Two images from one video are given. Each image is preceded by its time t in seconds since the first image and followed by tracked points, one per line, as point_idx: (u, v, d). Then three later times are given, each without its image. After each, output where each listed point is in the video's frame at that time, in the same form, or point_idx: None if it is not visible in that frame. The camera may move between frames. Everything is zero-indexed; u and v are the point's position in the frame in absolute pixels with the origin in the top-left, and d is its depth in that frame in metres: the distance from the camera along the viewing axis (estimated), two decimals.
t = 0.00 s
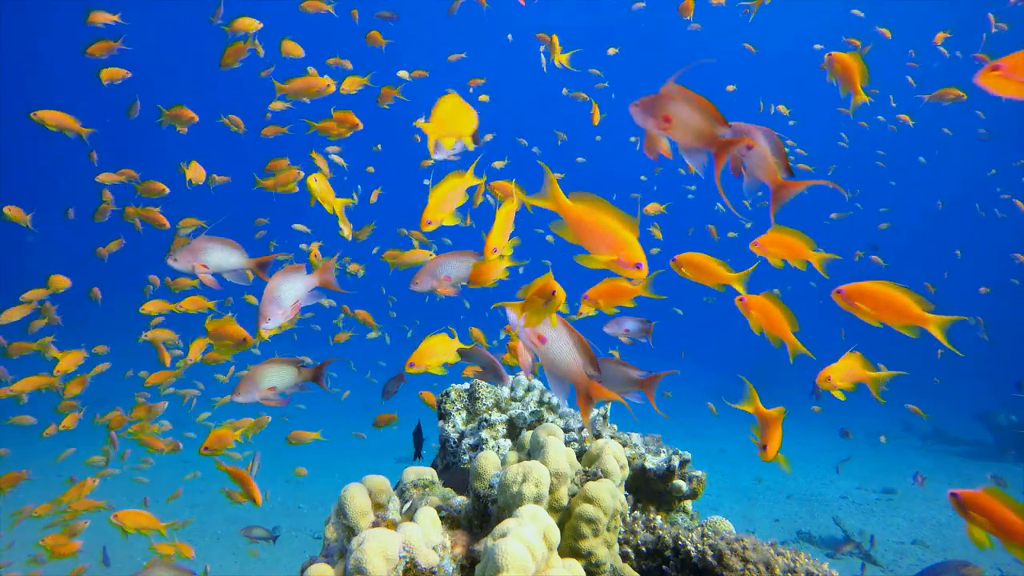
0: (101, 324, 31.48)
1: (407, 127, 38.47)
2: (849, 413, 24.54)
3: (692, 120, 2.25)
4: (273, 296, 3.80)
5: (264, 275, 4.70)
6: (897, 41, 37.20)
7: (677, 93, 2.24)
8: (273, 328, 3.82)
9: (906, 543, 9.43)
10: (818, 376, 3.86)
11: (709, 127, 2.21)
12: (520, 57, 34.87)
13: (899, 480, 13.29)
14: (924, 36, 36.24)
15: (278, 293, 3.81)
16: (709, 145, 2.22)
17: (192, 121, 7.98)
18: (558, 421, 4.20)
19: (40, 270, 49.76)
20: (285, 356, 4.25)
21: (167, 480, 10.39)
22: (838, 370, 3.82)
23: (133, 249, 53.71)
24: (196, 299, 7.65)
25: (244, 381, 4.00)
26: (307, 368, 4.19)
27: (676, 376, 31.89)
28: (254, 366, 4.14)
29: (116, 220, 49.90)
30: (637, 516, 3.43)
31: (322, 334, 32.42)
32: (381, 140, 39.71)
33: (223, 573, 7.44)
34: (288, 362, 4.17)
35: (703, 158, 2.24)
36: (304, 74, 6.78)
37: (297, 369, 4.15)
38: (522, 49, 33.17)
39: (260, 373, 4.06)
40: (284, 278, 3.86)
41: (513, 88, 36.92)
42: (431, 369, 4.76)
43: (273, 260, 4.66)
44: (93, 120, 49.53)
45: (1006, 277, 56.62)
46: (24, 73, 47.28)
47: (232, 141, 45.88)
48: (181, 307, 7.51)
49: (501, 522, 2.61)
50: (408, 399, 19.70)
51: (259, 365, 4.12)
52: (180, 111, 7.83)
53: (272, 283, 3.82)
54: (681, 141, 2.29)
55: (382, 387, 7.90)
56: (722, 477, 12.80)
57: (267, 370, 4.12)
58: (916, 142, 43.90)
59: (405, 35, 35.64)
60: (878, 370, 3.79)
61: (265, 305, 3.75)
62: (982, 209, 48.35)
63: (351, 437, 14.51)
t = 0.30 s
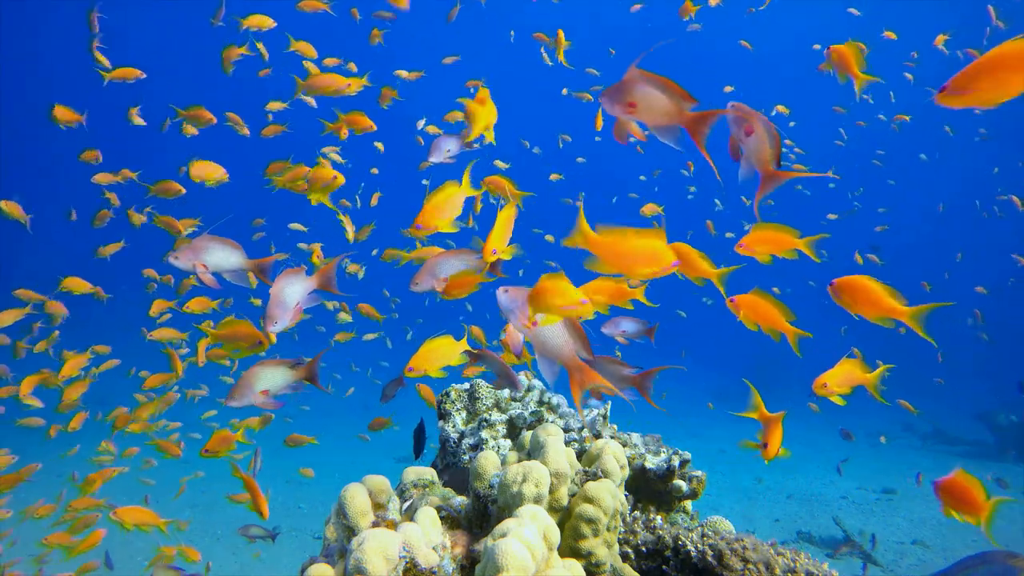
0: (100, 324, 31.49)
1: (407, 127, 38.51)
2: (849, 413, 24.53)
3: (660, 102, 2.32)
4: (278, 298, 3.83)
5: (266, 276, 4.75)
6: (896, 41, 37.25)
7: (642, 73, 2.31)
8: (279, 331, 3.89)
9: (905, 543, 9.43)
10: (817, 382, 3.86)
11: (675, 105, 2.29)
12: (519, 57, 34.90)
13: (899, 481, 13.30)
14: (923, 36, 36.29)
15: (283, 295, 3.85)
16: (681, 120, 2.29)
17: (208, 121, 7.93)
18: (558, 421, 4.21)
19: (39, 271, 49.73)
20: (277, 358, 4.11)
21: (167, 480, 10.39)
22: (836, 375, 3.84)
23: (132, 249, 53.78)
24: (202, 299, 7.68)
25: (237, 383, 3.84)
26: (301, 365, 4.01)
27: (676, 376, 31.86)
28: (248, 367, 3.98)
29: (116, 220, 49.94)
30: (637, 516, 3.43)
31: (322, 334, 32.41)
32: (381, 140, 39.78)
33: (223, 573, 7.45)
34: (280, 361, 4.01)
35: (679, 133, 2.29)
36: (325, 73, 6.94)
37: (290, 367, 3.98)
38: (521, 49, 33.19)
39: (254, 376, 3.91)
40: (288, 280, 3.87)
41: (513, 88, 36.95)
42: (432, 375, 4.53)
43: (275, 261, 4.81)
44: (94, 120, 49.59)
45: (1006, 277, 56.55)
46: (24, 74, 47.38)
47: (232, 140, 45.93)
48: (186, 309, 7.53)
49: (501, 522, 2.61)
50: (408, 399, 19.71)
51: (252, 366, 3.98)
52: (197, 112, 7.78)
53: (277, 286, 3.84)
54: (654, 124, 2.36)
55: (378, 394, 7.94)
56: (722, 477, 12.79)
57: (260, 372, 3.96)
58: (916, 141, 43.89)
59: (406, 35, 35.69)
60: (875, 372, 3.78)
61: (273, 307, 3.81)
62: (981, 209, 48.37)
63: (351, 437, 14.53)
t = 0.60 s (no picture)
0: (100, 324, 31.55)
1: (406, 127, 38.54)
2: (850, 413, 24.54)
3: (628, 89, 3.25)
4: (283, 302, 3.86)
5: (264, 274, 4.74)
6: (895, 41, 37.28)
7: (619, 71, 3.25)
8: (283, 334, 3.91)
9: (906, 543, 9.43)
10: (813, 389, 3.83)
11: (638, 88, 3.19)
12: (518, 57, 34.92)
13: (898, 480, 13.29)
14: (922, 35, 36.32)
15: (288, 299, 3.87)
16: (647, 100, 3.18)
17: (226, 121, 7.95)
18: (558, 421, 4.22)
19: (39, 271, 49.74)
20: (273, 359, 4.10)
21: (168, 480, 10.39)
22: (834, 382, 3.82)
23: (132, 249, 53.84)
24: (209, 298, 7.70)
25: (234, 385, 3.84)
26: (296, 364, 4.01)
27: (676, 376, 31.88)
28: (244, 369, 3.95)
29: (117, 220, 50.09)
30: (637, 516, 3.44)
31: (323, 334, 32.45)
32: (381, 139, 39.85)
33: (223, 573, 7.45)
34: (276, 361, 4.00)
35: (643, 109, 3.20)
36: (352, 72, 6.36)
37: (285, 367, 3.96)
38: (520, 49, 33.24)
39: (252, 378, 3.88)
40: (292, 284, 3.90)
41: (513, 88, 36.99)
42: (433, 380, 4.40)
43: (258, 258, 4.85)
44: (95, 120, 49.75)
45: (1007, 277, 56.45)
46: (25, 74, 47.44)
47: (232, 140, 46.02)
48: (191, 310, 7.53)
49: (501, 522, 2.61)
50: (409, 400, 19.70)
51: (251, 367, 3.95)
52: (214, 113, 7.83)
53: (283, 289, 3.86)
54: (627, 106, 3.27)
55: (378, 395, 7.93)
56: (722, 478, 12.79)
57: (257, 373, 3.92)
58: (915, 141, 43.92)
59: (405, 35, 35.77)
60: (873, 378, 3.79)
61: (277, 311, 3.83)
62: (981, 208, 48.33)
63: (351, 437, 14.55)
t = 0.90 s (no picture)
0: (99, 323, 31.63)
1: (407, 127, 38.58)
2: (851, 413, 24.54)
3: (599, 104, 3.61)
4: (287, 303, 3.87)
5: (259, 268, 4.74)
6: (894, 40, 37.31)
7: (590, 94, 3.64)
8: (288, 334, 3.90)
9: (906, 543, 9.43)
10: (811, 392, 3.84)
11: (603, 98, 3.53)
12: (518, 57, 34.96)
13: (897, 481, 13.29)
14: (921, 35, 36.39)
15: (293, 301, 3.89)
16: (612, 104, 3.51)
17: (237, 120, 7.97)
18: (558, 421, 4.24)
19: (39, 271, 49.88)
20: (272, 359, 4.09)
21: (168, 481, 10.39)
22: (831, 386, 3.83)
23: (132, 249, 53.86)
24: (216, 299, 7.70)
25: (233, 387, 3.82)
26: (296, 365, 4.00)
27: (676, 377, 31.89)
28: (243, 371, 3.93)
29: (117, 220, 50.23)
30: (637, 516, 3.44)
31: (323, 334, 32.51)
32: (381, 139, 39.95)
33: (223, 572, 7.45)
34: (275, 362, 3.99)
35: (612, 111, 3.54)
36: (375, 73, 6.01)
37: (285, 368, 3.96)
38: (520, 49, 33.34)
39: (251, 381, 3.87)
40: (295, 287, 3.92)
41: (512, 87, 37.06)
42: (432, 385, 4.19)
43: (260, 252, 4.81)
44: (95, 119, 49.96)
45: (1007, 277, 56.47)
46: (24, 74, 47.51)
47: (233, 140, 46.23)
48: (197, 310, 7.52)
49: (501, 522, 2.61)
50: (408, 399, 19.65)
51: (248, 369, 3.93)
52: (230, 114, 7.82)
53: (287, 292, 3.88)
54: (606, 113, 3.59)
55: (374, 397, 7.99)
56: (722, 477, 12.80)
57: (256, 376, 3.92)
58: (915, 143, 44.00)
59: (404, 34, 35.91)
60: (872, 382, 3.81)
61: (281, 312, 3.82)
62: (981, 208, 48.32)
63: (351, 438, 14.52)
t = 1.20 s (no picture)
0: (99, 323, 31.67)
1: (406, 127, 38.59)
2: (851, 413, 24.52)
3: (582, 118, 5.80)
4: (292, 304, 3.89)
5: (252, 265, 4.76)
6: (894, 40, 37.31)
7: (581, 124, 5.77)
8: (290, 335, 3.91)
9: (906, 543, 9.43)
10: (814, 396, 3.83)
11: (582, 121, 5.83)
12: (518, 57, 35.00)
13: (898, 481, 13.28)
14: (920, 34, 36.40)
15: (297, 302, 3.91)
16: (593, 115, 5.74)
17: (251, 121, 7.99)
18: (558, 421, 4.24)
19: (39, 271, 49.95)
20: (270, 359, 4.09)
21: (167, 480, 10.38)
22: (833, 389, 3.81)
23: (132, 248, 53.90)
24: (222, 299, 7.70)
25: (231, 388, 3.83)
26: (296, 365, 4.03)
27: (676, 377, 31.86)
28: (242, 371, 3.94)
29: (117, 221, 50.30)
30: (637, 516, 3.44)
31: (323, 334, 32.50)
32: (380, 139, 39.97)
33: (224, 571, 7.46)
34: (274, 363, 3.98)
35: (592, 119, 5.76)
36: (399, 74, 5.28)
37: (285, 369, 3.97)
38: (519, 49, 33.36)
39: (250, 382, 3.88)
40: (301, 287, 3.95)
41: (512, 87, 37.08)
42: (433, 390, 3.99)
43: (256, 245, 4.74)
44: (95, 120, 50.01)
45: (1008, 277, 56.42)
46: (24, 73, 47.63)
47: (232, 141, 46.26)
48: (203, 310, 7.53)
49: (501, 523, 2.60)
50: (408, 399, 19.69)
51: (245, 371, 3.92)
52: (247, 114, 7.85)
53: (293, 292, 3.91)
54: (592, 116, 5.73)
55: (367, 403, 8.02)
56: (722, 478, 12.80)
57: (254, 377, 3.92)
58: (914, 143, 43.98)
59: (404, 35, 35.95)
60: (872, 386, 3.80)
61: (285, 312, 3.84)
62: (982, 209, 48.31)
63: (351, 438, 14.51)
